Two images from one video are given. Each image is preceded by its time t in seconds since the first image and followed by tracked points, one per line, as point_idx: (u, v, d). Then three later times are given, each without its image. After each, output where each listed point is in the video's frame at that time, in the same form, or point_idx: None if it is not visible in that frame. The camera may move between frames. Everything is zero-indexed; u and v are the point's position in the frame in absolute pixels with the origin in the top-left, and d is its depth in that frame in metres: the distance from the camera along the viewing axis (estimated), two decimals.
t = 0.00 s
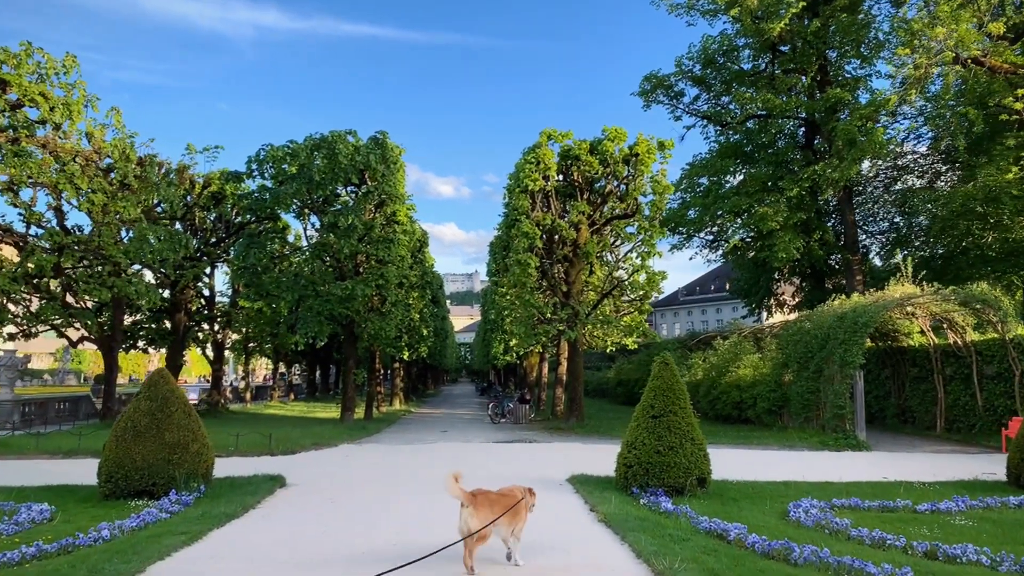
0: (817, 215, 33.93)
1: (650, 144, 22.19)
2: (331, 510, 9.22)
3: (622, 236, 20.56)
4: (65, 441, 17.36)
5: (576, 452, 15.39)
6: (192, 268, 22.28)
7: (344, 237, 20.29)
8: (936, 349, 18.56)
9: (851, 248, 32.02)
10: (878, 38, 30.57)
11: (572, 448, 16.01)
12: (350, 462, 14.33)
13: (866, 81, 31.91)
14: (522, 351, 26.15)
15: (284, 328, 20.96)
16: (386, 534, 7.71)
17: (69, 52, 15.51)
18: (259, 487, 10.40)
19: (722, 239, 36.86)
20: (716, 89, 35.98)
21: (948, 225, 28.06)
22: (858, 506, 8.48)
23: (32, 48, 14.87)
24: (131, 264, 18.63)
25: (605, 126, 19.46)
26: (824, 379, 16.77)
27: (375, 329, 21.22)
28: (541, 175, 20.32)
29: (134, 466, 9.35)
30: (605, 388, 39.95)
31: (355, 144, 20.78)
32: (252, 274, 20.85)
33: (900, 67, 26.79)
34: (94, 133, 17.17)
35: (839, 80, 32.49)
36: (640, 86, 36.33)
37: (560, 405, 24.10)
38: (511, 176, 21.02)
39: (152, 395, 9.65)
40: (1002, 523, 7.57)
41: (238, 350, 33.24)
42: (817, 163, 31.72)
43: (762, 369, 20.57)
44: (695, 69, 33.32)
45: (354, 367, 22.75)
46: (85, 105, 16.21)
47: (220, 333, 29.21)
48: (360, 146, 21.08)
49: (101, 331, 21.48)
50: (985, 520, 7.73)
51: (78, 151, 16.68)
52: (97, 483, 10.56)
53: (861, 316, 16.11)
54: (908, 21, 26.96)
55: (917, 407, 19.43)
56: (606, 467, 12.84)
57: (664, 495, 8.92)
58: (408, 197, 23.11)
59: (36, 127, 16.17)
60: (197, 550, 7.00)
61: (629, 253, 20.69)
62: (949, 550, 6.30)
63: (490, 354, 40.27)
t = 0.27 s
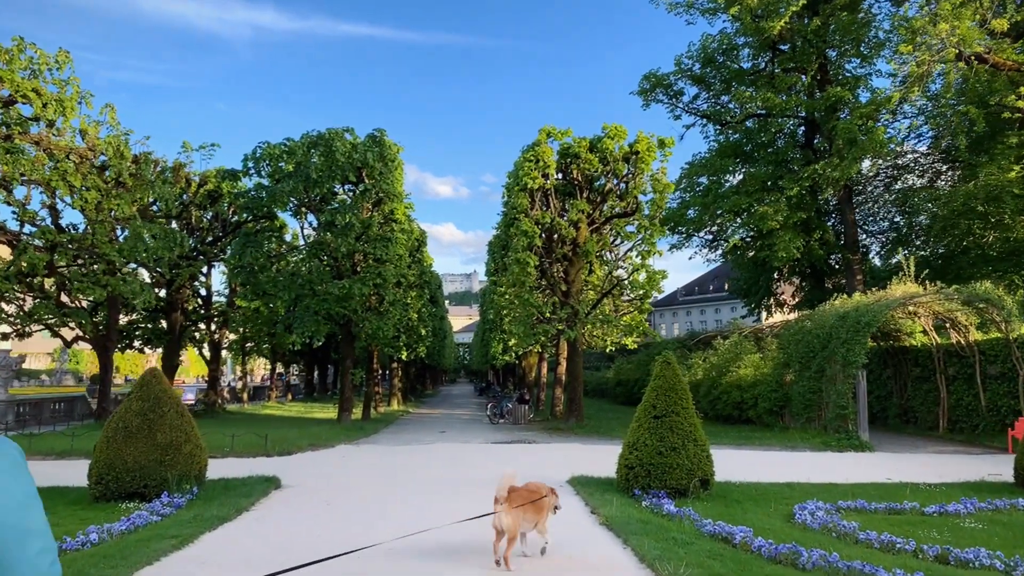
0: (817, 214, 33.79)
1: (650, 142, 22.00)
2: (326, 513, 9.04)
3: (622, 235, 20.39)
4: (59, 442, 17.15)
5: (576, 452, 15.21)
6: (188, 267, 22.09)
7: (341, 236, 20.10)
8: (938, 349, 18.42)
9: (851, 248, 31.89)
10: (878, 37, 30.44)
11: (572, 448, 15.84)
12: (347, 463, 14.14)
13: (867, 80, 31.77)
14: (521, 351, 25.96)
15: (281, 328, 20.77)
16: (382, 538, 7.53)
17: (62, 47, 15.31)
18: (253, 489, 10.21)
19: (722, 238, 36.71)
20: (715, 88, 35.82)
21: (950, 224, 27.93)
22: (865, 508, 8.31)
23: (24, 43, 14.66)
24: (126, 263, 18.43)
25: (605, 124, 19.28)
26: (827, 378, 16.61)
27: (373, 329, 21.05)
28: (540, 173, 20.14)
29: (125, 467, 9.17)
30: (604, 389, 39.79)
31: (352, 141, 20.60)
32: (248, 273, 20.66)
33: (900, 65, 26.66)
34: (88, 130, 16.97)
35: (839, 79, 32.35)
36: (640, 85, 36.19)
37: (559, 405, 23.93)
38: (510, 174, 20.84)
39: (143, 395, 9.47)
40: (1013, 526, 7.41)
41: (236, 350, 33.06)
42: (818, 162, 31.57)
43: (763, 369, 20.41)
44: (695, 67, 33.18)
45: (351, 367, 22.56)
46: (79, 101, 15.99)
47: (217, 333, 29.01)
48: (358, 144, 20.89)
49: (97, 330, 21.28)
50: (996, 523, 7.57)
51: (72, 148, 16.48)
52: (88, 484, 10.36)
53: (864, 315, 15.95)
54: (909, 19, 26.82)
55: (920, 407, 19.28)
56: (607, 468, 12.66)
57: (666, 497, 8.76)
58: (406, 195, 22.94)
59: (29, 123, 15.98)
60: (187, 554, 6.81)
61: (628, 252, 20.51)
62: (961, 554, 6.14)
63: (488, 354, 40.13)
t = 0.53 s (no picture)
0: (818, 213, 33.63)
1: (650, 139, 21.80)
2: (321, 516, 8.84)
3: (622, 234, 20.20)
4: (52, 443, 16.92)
5: (575, 453, 15.02)
6: (184, 265, 21.87)
7: (339, 234, 19.91)
8: (941, 348, 18.26)
9: (851, 247, 31.74)
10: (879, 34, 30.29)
11: (572, 449, 15.66)
12: (343, 464, 13.94)
13: (867, 78, 31.62)
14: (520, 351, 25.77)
15: (277, 328, 20.57)
16: (378, 542, 7.33)
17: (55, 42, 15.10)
18: (246, 491, 10.00)
19: (722, 237, 36.53)
20: (715, 86, 35.63)
21: (951, 223, 27.78)
22: (872, 511, 8.13)
23: (16, 39, 14.46)
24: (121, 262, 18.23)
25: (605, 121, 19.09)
26: (829, 378, 16.44)
27: (371, 328, 20.86)
28: (540, 171, 19.95)
29: (116, 470, 8.97)
30: (604, 388, 39.61)
31: (349, 139, 20.40)
32: (245, 272, 20.46)
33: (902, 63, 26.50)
34: (82, 126, 16.77)
35: (839, 77, 32.19)
36: (639, 83, 36.01)
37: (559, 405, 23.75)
38: (510, 172, 20.64)
39: (135, 396, 9.28)
40: None
41: (234, 349, 32.88)
42: (818, 161, 31.40)
43: (764, 368, 20.24)
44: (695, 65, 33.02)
45: (349, 366, 22.37)
46: (72, 98, 15.78)
47: (214, 332, 28.80)
48: (355, 141, 20.68)
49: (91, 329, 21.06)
50: (1007, 526, 7.39)
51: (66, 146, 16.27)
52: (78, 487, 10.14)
53: (866, 314, 15.78)
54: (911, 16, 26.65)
55: (922, 407, 19.12)
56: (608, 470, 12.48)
57: (668, 500, 8.57)
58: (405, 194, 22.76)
59: (22, 120, 15.77)
60: (176, 561, 6.60)
61: (628, 251, 20.31)
62: (973, 560, 5.96)
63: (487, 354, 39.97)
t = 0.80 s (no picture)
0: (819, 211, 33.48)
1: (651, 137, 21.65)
2: (319, 517, 8.67)
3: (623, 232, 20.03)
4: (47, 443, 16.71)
5: (576, 453, 14.85)
6: (181, 264, 21.68)
7: (337, 232, 19.74)
8: (945, 347, 18.11)
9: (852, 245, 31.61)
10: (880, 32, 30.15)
11: (573, 449, 15.49)
12: (342, 465, 13.77)
13: (869, 76, 31.47)
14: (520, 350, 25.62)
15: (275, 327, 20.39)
16: (378, 544, 7.15)
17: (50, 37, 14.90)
18: (243, 492, 9.82)
19: (722, 236, 36.35)
20: (715, 84, 35.46)
21: (953, 221, 27.64)
22: (880, 513, 7.98)
23: (10, 34, 14.26)
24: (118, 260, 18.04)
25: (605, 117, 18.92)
26: (832, 377, 16.30)
27: (369, 327, 20.68)
28: (540, 168, 19.78)
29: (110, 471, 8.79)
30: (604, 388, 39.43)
31: (348, 136, 20.22)
32: (242, 270, 20.28)
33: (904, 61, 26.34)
34: (77, 123, 16.57)
35: (840, 75, 32.05)
36: (639, 81, 35.82)
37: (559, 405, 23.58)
38: (509, 169, 20.47)
39: (128, 396, 9.10)
40: None
41: (232, 348, 32.70)
42: (819, 159, 31.24)
43: (766, 367, 20.08)
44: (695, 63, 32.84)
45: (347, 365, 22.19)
46: (67, 94, 15.58)
47: (212, 331, 28.61)
48: (354, 138, 20.49)
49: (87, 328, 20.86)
50: (1020, 529, 7.24)
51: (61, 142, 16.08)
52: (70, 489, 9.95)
53: (870, 313, 15.63)
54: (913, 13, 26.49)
55: (926, 406, 18.98)
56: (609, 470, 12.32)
57: (672, 501, 8.41)
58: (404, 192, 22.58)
59: (16, 117, 15.57)
60: (169, 565, 6.41)
61: (629, 249, 20.13)
62: (989, 564, 5.81)
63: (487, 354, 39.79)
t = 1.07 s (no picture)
0: (820, 210, 33.29)
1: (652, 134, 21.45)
2: (316, 520, 8.45)
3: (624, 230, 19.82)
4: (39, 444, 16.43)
5: (577, 454, 14.64)
6: (177, 262, 21.44)
7: (335, 231, 19.53)
8: (949, 347, 17.94)
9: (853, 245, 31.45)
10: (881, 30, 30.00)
11: (574, 449, 15.31)
12: (338, 465, 13.55)
13: (870, 74, 31.28)
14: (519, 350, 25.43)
15: (272, 326, 20.17)
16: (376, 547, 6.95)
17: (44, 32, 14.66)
18: (238, 495, 9.59)
19: (723, 235, 36.17)
20: (716, 82, 35.28)
21: (955, 220, 27.45)
22: (890, 516, 7.78)
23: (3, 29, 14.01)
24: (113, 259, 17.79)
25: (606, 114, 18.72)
26: (836, 376, 16.12)
27: (368, 326, 20.48)
28: (540, 165, 19.56)
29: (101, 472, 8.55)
30: (604, 388, 39.22)
31: (346, 133, 19.99)
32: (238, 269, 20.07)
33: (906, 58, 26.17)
34: (72, 120, 16.33)
35: (841, 73, 31.89)
36: (639, 79, 35.60)
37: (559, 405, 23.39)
38: (509, 167, 20.27)
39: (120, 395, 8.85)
40: None
41: (230, 348, 32.49)
42: (820, 158, 31.06)
43: (767, 367, 19.91)
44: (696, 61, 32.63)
45: (345, 365, 21.99)
46: (61, 90, 15.34)
47: (209, 331, 28.38)
48: (352, 135, 20.27)
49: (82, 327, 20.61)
50: None
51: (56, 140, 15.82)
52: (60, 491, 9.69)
53: (874, 311, 15.44)
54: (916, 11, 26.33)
55: (929, 406, 18.82)
56: (612, 470, 12.13)
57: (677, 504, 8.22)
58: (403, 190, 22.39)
59: (10, 114, 15.33)
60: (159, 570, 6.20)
61: (630, 248, 19.91)
62: (1007, 570, 5.63)
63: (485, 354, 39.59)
